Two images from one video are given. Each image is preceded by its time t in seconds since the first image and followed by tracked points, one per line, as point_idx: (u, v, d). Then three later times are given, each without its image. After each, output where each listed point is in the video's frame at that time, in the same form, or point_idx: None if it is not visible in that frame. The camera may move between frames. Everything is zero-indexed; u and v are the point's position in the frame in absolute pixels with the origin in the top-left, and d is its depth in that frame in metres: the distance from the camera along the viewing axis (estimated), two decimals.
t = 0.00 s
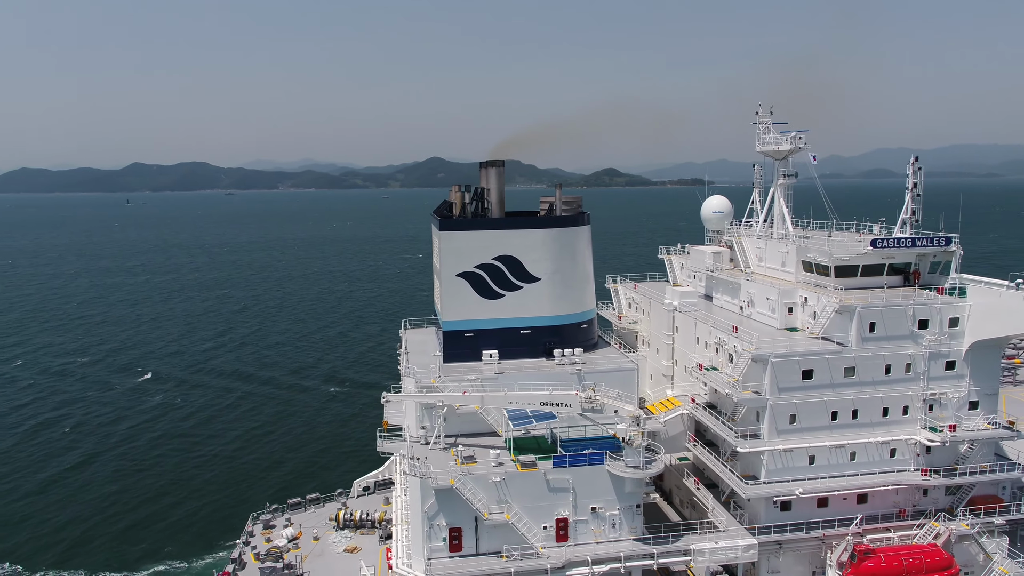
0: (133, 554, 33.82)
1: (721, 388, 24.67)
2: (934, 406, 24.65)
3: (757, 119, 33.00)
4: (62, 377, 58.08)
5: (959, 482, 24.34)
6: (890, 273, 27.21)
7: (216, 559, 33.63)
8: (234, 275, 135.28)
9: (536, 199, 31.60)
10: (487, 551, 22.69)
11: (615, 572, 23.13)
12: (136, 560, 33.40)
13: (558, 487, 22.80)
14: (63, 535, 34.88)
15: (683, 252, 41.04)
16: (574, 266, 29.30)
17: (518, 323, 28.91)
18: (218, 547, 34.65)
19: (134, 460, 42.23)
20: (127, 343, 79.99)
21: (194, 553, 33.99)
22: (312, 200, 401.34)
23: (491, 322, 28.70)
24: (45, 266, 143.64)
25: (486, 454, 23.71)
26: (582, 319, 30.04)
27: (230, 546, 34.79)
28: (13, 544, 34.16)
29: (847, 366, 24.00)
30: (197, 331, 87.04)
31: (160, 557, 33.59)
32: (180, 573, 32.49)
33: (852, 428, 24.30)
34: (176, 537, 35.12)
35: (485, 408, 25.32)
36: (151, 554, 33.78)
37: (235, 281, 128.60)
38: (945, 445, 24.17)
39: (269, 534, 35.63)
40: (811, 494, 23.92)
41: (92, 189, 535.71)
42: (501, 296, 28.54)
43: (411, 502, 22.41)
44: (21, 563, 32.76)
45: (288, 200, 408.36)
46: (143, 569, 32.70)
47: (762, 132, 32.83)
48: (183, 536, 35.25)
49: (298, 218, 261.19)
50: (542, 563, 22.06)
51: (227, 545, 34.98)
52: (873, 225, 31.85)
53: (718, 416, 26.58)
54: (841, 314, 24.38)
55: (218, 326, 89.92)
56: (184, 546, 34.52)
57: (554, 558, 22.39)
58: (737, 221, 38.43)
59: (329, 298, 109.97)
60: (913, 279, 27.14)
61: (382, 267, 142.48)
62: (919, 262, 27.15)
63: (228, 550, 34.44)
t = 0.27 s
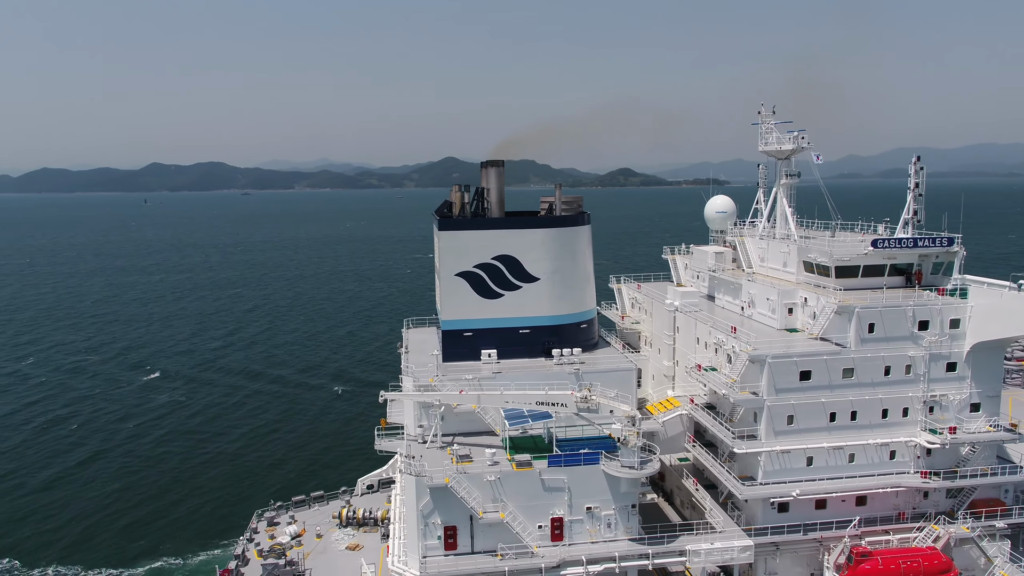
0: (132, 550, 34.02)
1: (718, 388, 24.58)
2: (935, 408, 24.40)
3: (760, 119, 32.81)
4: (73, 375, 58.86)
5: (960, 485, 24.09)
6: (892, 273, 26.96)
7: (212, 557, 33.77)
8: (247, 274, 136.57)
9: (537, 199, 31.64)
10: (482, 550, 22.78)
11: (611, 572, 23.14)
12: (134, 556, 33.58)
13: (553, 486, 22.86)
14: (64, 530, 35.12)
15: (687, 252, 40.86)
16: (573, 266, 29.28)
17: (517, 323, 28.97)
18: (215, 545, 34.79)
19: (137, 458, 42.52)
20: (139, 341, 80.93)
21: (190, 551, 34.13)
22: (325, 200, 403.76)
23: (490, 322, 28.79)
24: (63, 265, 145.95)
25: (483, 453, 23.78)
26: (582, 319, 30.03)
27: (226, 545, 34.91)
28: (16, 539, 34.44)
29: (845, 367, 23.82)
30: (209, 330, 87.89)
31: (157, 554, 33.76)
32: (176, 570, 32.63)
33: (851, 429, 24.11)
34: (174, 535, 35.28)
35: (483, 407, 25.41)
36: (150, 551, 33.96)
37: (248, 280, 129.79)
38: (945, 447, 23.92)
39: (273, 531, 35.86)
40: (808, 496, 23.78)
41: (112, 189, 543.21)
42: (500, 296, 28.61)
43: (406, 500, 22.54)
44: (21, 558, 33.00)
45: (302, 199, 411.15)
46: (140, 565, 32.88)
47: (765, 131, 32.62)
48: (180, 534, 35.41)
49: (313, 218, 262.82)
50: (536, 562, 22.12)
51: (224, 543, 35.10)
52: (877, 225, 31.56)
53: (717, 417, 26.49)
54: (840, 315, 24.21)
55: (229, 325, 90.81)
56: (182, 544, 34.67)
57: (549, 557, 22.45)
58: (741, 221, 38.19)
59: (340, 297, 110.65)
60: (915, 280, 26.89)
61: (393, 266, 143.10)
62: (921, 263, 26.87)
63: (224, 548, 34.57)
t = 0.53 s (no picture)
0: (130, 546, 34.32)
1: (715, 389, 24.52)
2: (934, 409, 24.21)
3: (761, 119, 32.66)
4: (82, 372, 59.62)
5: (958, 488, 23.90)
6: (891, 274, 26.78)
7: (207, 555, 33.95)
8: (258, 274, 137.52)
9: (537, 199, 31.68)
10: (476, 548, 22.88)
11: (605, 572, 23.15)
12: (132, 553, 33.88)
13: (547, 486, 22.92)
14: (64, 526, 35.48)
15: (690, 252, 40.70)
16: (571, 266, 29.31)
17: (515, 323, 29.05)
18: (211, 542, 34.98)
19: (138, 455, 42.89)
20: (149, 339, 81.84)
21: (186, 548, 34.35)
22: (337, 199, 405.63)
23: (488, 322, 28.88)
24: (80, 264, 148.04)
25: (478, 452, 23.88)
26: (580, 319, 30.05)
27: (221, 542, 35.09)
28: (23, 533, 34.97)
29: (842, 368, 23.69)
30: (219, 328, 88.68)
31: (153, 551, 34.03)
32: (171, 567, 32.88)
33: (848, 431, 23.98)
34: (172, 532, 35.54)
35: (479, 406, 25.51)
36: (147, 548, 34.24)
37: (259, 279, 130.74)
38: (944, 449, 23.73)
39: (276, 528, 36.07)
40: (804, 498, 23.68)
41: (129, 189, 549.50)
42: (498, 295, 28.71)
43: (401, 499, 22.67)
44: (21, 553, 33.41)
45: (313, 199, 413.34)
46: (137, 562, 33.16)
47: (766, 131, 32.46)
48: (176, 531, 35.65)
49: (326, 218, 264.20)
50: (530, 561, 22.19)
51: (219, 540, 35.30)
52: (879, 225, 31.33)
53: (714, 418, 26.44)
54: (837, 316, 24.09)
55: (239, 324, 91.54)
56: (178, 541, 34.90)
57: (543, 556, 22.52)
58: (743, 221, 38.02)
59: (349, 297, 111.11)
60: (915, 281, 26.66)
61: (403, 266, 143.51)
62: (922, 264, 26.64)
63: (218, 546, 34.75)
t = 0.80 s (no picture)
0: (126, 543, 34.65)
1: (710, 389, 24.47)
2: (931, 411, 24.02)
3: (762, 118, 32.48)
4: (91, 369, 60.39)
5: (956, 490, 23.72)
6: (890, 274, 26.59)
7: (200, 552, 34.15)
8: (268, 273, 138.43)
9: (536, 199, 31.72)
10: (469, 546, 22.99)
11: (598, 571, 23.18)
12: (127, 549, 34.20)
13: (541, 485, 22.99)
14: (61, 522, 35.88)
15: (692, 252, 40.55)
16: (569, 266, 29.34)
17: (512, 322, 29.12)
18: (205, 540, 35.19)
19: (139, 452, 43.28)
20: (159, 338, 82.69)
21: (180, 545, 34.58)
22: (348, 199, 407.39)
23: (485, 321, 28.97)
24: (95, 262, 149.88)
25: (472, 450, 23.99)
26: (578, 319, 30.07)
27: (216, 540, 35.29)
28: (29, 528, 35.49)
29: (838, 368, 23.57)
30: (228, 327, 89.46)
31: (148, 548, 34.32)
32: (164, 564, 33.13)
33: (844, 432, 23.87)
34: (168, 528, 35.82)
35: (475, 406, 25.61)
36: (142, 544, 34.54)
37: (269, 278, 131.70)
38: (941, 451, 23.55)
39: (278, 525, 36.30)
40: (799, 499, 23.59)
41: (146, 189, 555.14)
42: (496, 295, 28.81)
43: (395, 497, 22.83)
44: (19, 548, 33.87)
45: (325, 199, 415.43)
46: (131, 558, 33.46)
47: (766, 131, 32.31)
48: (171, 528, 35.89)
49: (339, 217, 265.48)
50: (523, 560, 22.27)
51: (214, 537, 35.48)
52: (880, 225, 31.11)
53: (710, 418, 26.38)
54: (833, 317, 23.98)
55: (248, 323, 92.24)
56: (173, 538, 35.15)
57: (536, 555, 22.60)
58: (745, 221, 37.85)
59: (358, 296, 111.59)
60: (914, 282, 26.47)
61: (412, 266, 143.93)
62: (921, 264, 26.43)
63: (212, 543, 34.92)
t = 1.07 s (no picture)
0: (123, 539, 35.00)
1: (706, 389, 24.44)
2: (929, 412, 23.86)
3: (763, 118, 32.29)
4: (101, 367, 61.17)
5: (954, 492, 23.54)
6: (889, 275, 26.43)
7: (194, 548, 34.40)
8: (279, 272, 139.44)
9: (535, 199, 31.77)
10: (464, 545, 23.09)
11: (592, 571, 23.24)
12: (123, 545, 34.55)
13: (535, 484, 23.07)
14: (59, 518, 36.32)
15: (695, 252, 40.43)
16: (567, 265, 29.38)
17: (510, 322, 29.22)
18: (199, 536, 35.42)
19: (140, 448, 43.71)
20: (169, 336, 83.59)
21: (174, 541, 34.86)
22: (359, 198, 409.24)
23: (483, 320, 29.09)
24: (110, 261, 151.66)
25: (468, 449, 24.10)
26: (577, 318, 30.12)
27: (210, 536, 35.52)
28: (36, 522, 36.04)
29: (834, 369, 23.46)
30: (238, 325, 90.12)
31: (143, 543, 34.63)
32: (157, 560, 33.42)
33: (840, 433, 23.76)
34: (164, 524, 36.13)
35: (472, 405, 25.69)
36: (137, 540, 34.87)
37: (280, 277, 132.69)
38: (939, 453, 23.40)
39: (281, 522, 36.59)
40: (795, 500, 23.52)
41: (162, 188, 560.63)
42: (493, 295, 28.92)
43: (390, 494, 22.98)
44: (16, 543, 34.32)
45: (336, 199, 417.48)
46: (134, 553, 33.89)
47: (767, 130, 32.18)
48: (166, 524, 36.19)
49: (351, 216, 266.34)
50: (516, 559, 22.37)
51: (209, 534, 35.73)
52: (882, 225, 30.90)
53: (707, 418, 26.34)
54: (830, 317, 23.87)
55: (258, 321, 92.95)
56: (169, 534, 35.44)
57: (530, 553, 22.68)
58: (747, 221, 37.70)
59: (367, 296, 112.13)
60: (913, 282, 26.29)
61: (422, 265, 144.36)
62: (921, 265, 26.24)
63: (206, 540, 35.15)
